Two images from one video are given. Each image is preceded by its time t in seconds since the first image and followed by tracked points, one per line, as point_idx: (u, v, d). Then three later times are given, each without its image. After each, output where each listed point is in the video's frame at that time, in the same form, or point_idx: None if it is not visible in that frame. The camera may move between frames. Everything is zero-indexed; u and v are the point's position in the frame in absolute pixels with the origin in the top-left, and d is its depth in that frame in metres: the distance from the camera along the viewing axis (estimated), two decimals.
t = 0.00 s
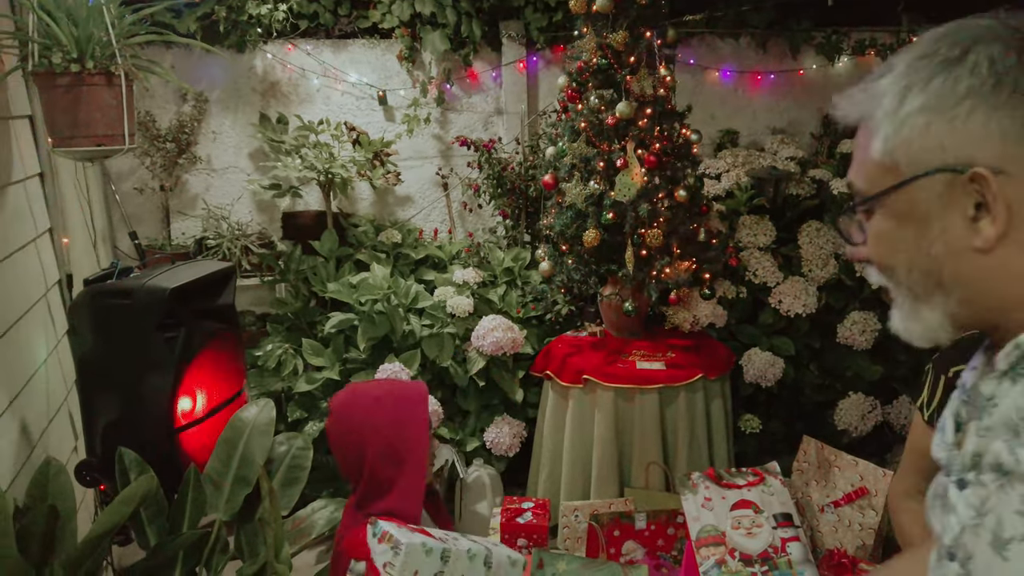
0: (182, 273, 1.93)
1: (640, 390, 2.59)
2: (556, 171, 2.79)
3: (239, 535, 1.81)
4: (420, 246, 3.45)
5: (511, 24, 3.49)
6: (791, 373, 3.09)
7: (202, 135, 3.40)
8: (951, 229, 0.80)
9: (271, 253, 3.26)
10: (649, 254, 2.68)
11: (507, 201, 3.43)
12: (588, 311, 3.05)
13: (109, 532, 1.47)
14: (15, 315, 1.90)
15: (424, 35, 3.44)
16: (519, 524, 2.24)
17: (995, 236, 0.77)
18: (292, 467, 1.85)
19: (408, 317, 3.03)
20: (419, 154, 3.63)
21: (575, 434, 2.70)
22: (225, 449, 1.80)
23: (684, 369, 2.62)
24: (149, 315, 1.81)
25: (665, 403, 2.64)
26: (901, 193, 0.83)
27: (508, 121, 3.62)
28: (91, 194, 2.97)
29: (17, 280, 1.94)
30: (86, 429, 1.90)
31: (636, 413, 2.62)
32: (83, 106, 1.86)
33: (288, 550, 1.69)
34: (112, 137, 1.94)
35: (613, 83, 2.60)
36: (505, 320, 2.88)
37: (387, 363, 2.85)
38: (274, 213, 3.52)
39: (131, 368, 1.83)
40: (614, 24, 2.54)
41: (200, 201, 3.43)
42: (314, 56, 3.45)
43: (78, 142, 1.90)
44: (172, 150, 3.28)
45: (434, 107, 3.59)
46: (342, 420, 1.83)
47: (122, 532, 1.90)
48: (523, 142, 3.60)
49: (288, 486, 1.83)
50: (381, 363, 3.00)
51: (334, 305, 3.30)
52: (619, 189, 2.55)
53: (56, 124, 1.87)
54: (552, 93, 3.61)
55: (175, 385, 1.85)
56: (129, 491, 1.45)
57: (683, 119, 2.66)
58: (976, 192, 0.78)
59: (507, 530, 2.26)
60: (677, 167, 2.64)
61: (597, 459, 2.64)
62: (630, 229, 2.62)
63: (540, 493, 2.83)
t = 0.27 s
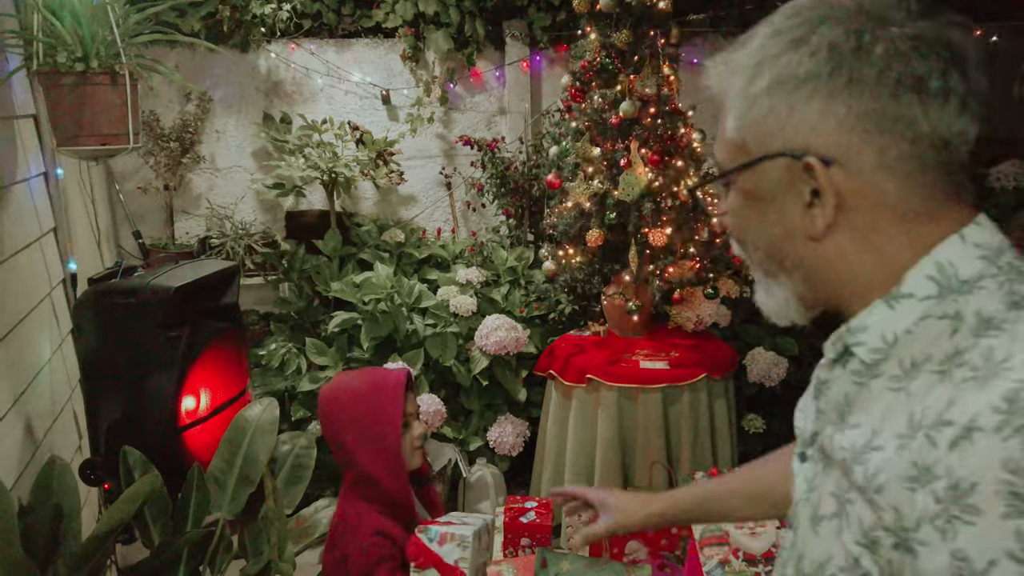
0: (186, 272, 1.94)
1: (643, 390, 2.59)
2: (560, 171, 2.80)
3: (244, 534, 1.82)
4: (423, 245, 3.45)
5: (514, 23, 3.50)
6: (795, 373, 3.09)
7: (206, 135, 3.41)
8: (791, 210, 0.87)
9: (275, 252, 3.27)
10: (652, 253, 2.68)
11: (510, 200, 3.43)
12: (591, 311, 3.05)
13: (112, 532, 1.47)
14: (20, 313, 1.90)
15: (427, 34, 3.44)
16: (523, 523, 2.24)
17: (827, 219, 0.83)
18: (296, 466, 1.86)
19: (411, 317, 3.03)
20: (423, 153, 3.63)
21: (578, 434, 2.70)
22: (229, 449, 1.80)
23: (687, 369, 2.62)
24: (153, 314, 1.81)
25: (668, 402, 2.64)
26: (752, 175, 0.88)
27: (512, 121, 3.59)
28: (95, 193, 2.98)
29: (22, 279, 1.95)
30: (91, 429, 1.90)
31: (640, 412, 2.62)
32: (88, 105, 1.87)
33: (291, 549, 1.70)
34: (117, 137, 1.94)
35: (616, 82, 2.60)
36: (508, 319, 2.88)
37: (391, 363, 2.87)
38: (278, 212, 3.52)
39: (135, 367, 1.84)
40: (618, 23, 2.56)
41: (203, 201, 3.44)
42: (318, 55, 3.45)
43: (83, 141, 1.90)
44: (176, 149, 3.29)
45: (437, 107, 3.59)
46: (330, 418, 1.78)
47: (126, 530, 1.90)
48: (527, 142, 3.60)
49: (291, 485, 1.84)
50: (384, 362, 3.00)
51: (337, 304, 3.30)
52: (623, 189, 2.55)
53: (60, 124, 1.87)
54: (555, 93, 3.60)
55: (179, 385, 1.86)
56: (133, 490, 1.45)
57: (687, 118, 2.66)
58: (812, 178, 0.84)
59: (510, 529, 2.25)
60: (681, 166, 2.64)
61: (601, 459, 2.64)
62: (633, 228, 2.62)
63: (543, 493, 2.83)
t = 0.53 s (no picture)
0: (189, 272, 1.94)
1: (644, 390, 2.59)
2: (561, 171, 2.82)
3: (246, 533, 1.83)
4: (424, 246, 3.45)
5: (515, 24, 3.50)
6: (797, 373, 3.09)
7: (208, 135, 3.41)
8: (667, 197, 0.91)
9: (277, 253, 3.29)
10: (654, 255, 2.70)
11: (512, 200, 3.44)
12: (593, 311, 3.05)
13: (115, 531, 1.48)
14: (24, 313, 1.91)
15: (429, 35, 3.44)
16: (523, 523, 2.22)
17: (691, 202, 0.87)
18: (298, 466, 1.86)
19: (413, 317, 3.04)
20: (424, 154, 3.64)
21: (579, 434, 2.69)
22: (232, 448, 1.81)
23: (688, 369, 2.61)
24: (156, 314, 1.82)
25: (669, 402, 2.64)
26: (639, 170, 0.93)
27: (513, 121, 3.61)
28: (98, 193, 2.98)
29: (25, 280, 1.96)
30: (94, 428, 1.91)
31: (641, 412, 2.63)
32: (91, 106, 1.87)
33: (293, 548, 1.72)
34: (121, 139, 1.95)
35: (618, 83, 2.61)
36: (510, 319, 2.89)
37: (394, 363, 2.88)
38: (280, 212, 3.53)
39: (138, 367, 1.84)
40: (620, 24, 2.59)
41: (205, 201, 3.44)
42: (319, 56, 3.45)
43: (87, 143, 1.92)
44: (179, 149, 3.29)
45: (439, 107, 3.59)
46: (329, 413, 1.75)
47: (128, 531, 1.91)
48: (528, 142, 3.60)
49: (293, 485, 1.85)
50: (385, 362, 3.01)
51: (339, 304, 3.31)
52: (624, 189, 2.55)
53: (65, 124, 1.88)
54: (557, 93, 3.61)
55: (182, 385, 1.86)
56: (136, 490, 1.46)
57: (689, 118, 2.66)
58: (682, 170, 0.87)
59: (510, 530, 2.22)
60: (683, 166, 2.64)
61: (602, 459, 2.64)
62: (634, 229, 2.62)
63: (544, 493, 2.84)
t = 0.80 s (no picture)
0: (193, 274, 1.95)
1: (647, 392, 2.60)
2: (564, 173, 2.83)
3: (250, 534, 1.83)
4: (427, 247, 3.46)
5: (518, 26, 3.51)
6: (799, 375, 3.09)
7: (211, 137, 3.42)
8: (635, 186, 0.95)
9: (280, 254, 3.30)
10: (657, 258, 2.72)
11: (515, 202, 3.44)
12: (596, 313, 3.05)
13: (120, 532, 1.48)
14: (29, 315, 1.92)
15: (432, 37, 3.45)
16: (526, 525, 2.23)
17: (656, 188, 0.92)
18: (302, 467, 1.87)
19: (416, 318, 3.04)
20: (427, 155, 3.64)
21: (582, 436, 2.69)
22: (236, 450, 1.81)
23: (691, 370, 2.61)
24: (161, 315, 1.83)
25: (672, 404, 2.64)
26: (611, 165, 0.97)
27: (516, 123, 3.62)
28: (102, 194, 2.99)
29: (30, 281, 1.96)
30: (98, 430, 1.91)
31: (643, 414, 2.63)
32: (97, 109, 1.87)
33: (298, 549, 1.73)
34: (126, 141, 1.95)
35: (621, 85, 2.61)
36: (512, 321, 2.89)
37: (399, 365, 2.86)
38: (284, 214, 3.53)
39: (143, 368, 1.85)
40: (622, 26, 2.59)
41: (209, 203, 3.45)
42: (323, 58, 3.46)
43: (93, 145, 1.91)
44: (182, 151, 3.30)
45: (442, 109, 3.60)
46: (329, 412, 1.76)
47: (132, 532, 1.91)
48: (531, 144, 3.61)
49: (297, 486, 1.85)
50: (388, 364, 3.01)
51: (342, 305, 3.31)
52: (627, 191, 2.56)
53: (71, 126, 1.88)
54: (559, 95, 3.61)
55: (187, 386, 1.87)
56: (141, 491, 1.46)
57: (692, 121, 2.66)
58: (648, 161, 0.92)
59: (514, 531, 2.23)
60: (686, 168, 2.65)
61: (604, 460, 2.64)
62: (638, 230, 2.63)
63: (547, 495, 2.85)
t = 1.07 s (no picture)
0: (194, 277, 1.96)
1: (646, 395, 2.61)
2: (564, 176, 2.84)
3: (250, 536, 1.84)
4: (428, 250, 3.47)
5: (519, 30, 3.52)
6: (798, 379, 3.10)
7: (214, 140, 3.43)
8: (620, 169, 1.06)
9: (281, 257, 3.29)
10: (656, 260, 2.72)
11: (515, 205, 3.45)
12: (596, 316, 3.06)
13: (121, 534, 1.49)
14: (32, 317, 1.93)
15: (434, 41, 3.46)
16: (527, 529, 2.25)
17: (641, 170, 1.03)
18: (302, 470, 1.88)
19: (417, 321, 3.05)
20: (428, 159, 3.65)
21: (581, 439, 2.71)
22: (236, 452, 1.82)
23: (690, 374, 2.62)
24: (162, 318, 1.83)
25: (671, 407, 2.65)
26: (601, 150, 1.09)
27: (517, 126, 3.64)
28: (105, 198, 3.01)
29: (33, 284, 1.98)
30: (99, 430, 1.92)
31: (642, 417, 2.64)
32: (99, 112, 1.88)
33: (299, 549, 1.75)
34: (128, 144, 1.96)
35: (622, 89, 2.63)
36: (512, 324, 2.90)
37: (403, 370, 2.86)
38: (285, 217, 3.55)
39: (144, 370, 1.86)
40: (623, 31, 2.60)
41: (211, 206, 3.46)
42: (325, 62, 3.47)
43: (95, 148, 1.93)
44: (185, 154, 3.32)
45: (443, 113, 3.61)
46: (334, 410, 1.76)
47: (134, 533, 1.92)
48: (532, 147, 3.62)
49: (297, 488, 1.86)
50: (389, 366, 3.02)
51: (343, 308, 3.32)
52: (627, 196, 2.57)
53: (73, 130, 1.89)
54: (560, 98, 3.62)
55: (187, 389, 1.88)
56: (142, 493, 1.48)
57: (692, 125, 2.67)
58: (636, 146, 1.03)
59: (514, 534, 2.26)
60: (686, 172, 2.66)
61: (603, 463, 2.66)
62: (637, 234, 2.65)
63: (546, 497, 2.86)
